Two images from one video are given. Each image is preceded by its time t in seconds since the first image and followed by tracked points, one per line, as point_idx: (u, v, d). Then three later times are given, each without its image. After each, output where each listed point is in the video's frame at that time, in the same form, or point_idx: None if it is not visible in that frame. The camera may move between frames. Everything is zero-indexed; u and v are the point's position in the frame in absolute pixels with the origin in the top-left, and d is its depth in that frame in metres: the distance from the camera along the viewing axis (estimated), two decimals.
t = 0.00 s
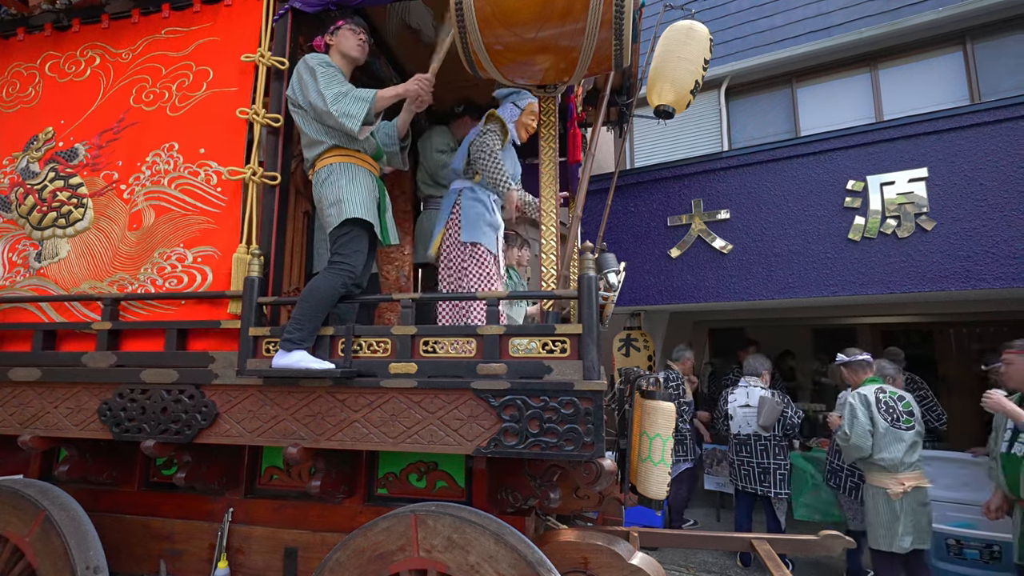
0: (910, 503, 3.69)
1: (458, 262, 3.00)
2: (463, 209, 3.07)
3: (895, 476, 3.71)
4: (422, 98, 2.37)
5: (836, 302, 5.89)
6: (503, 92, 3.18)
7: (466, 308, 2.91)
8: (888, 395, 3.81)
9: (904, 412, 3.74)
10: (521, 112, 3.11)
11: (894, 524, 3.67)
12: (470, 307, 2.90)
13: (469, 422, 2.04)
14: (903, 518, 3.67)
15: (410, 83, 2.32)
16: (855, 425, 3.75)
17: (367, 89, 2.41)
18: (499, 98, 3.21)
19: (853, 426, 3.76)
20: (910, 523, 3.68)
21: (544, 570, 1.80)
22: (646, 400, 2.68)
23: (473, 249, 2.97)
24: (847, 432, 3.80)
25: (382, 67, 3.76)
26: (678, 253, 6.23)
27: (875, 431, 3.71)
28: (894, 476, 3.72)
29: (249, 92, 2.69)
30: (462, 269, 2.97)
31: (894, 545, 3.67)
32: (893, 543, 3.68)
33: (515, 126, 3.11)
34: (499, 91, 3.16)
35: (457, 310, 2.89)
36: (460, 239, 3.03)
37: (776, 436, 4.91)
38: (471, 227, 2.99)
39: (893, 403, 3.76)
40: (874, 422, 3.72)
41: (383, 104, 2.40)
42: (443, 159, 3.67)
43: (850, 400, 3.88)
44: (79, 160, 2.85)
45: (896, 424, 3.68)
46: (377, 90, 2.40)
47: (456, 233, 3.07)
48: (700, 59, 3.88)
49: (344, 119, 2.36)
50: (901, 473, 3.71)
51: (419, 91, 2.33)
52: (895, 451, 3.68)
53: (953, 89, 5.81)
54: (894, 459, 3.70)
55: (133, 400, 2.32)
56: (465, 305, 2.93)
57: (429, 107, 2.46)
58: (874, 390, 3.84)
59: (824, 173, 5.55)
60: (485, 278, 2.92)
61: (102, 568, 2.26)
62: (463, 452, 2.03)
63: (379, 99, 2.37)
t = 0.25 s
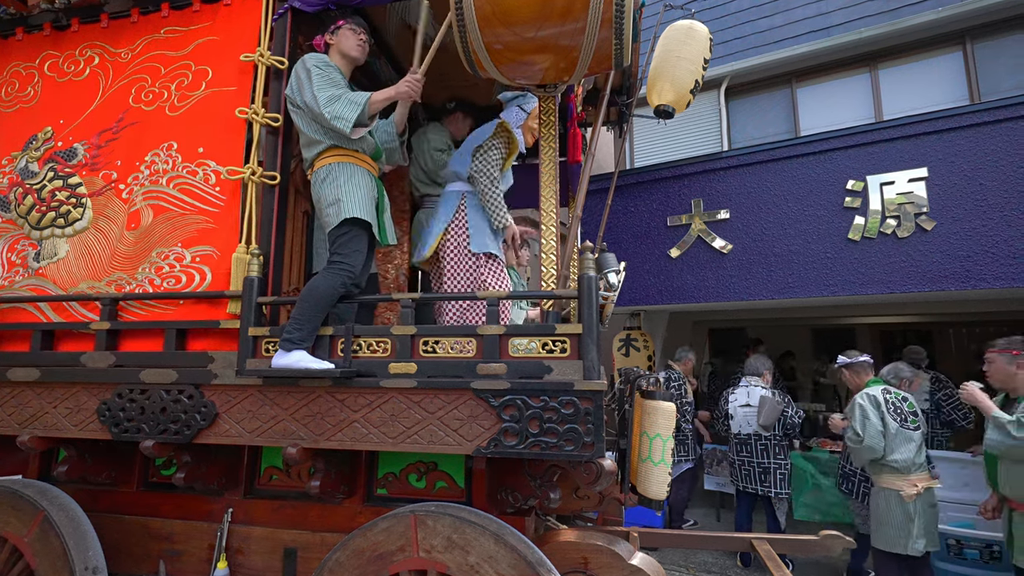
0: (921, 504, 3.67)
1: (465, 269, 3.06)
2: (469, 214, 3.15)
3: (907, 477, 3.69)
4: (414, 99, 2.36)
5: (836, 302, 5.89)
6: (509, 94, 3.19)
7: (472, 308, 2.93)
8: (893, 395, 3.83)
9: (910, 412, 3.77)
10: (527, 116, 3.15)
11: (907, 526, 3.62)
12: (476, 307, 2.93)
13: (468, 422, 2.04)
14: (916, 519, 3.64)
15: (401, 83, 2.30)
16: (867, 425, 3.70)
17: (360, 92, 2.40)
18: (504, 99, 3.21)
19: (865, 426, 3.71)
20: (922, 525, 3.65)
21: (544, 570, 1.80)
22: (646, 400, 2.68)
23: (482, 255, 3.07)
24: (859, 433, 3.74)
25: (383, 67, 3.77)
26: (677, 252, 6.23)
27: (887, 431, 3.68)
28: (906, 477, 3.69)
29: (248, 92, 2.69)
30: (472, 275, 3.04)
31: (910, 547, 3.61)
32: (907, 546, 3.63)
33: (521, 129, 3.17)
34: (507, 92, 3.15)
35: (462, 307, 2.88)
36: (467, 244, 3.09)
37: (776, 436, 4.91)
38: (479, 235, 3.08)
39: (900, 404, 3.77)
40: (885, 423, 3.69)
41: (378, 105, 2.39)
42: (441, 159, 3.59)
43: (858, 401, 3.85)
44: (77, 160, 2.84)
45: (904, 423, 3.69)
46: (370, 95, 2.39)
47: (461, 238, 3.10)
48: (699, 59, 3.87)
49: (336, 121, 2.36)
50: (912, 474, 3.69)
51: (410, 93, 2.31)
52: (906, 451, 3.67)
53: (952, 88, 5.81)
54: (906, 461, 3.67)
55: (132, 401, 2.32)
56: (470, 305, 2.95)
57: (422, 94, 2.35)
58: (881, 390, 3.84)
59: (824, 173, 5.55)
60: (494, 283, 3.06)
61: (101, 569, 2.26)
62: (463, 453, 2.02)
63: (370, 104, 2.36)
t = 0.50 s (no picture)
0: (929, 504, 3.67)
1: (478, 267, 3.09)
2: (477, 209, 3.22)
3: (917, 478, 3.68)
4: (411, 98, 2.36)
5: (836, 302, 5.89)
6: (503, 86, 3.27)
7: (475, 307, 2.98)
8: (899, 395, 3.83)
9: (916, 412, 3.77)
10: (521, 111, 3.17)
11: (915, 526, 3.63)
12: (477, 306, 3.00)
13: (468, 423, 2.03)
14: (925, 520, 3.63)
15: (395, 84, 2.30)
16: (876, 426, 3.70)
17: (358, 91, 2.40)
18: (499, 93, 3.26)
19: (874, 427, 3.71)
20: (931, 525, 3.65)
21: (544, 570, 1.80)
22: (646, 400, 2.68)
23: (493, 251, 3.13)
24: (868, 434, 3.74)
25: (382, 68, 3.77)
26: (677, 252, 6.23)
27: (896, 432, 3.68)
28: (915, 478, 3.68)
29: (247, 91, 2.68)
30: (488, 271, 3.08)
31: (917, 548, 3.61)
32: (915, 546, 3.62)
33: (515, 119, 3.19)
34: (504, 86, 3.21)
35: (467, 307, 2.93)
36: (478, 240, 3.15)
37: (776, 435, 4.91)
38: (487, 231, 3.16)
39: (907, 403, 3.78)
40: (893, 423, 3.69)
41: (376, 104, 2.39)
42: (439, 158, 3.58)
43: (865, 401, 3.85)
44: (76, 159, 2.84)
45: (912, 423, 3.69)
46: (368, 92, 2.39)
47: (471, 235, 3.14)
48: (699, 59, 3.88)
49: (334, 121, 2.36)
50: (921, 474, 3.68)
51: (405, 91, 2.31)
52: (915, 452, 3.66)
53: (952, 88, 5.81)
54: (915, 461, 3.66)
55: (132, 400, 2.31)
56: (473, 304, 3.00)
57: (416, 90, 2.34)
58: (886, 391, 3.85)
59: (824, 173, 5.55)
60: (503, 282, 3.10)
61: (101, 569, 2.26)
62: (463, 452, 2.02)
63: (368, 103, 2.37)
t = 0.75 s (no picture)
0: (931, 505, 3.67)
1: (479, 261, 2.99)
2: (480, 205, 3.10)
3: (919, 479, 3.69)
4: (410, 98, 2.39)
5: (835, 301, 5.89)
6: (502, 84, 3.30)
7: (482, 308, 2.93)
8: (904, 396, 3.85)
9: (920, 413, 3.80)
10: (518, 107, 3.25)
11: (915, 526, 3.62)
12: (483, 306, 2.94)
13: (467, 422, 2.03)
14: (926, 520, 3.63)
15: (395, 85, 2.34)
16: (881, 426, 3.71)
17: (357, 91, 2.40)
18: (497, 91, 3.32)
19: (879, 427, 3.72)
20: (931, 526, 3.65)
21: (544, 570, 1.80)
22: (645, 400, 2.68)
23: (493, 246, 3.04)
24: (873, 434, 3.75)
25: (382, 67, 3.77)
26: (676, 252, 6.23)
27: (900, 433, 3.69)
28: (918, 478, 3.69)
29: (246, 91, 2.68)
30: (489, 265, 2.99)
31: (917, 548, 3.60)
32: (914, 546, 3.62)
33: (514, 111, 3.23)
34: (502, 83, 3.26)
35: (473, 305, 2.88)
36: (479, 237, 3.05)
37: (778, 435, 4.91)
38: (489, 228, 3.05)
39: (912, 404, 3.79)
40: (898, 424, 3.71)
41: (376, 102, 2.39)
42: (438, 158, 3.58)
43: (870, 401, 3.86)
44: (75, 159, 2.84)
45: (917, 425, 3.71)
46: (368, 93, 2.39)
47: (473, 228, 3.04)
48: (698, 59, 3.88)
49: (332, 121, 2.36)
50: (924, 475, 3.69)
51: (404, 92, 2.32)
52: (919, 453, 3.68)
53: (951, 89, 5.82)
54: (919, 462, 3.67)
55: (130, 400, 2.31)
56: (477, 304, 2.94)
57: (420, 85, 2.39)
58: (892, 391, 3.86)
59: (823, 173, 5.55)
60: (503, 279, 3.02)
61: (100, 569, 2.26)
62: (463, 452, 2.02)
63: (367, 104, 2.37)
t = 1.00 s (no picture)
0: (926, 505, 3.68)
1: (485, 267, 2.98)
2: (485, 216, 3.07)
3: (915, 479, 3.70)
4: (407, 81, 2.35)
5: (834, 301, 5.89)
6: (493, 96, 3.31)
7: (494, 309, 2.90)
8: (901, 398, 3.86)
9: (918, 413, 3.80)
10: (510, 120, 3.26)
11: (910, 527, 3.63)
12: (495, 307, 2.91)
13: (466, 422, 2.03)
14: (921, 521, 3.64)
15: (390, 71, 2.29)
16: (877, 427, 3.72)
17: (358, 88, 2.40)
18: (488, 104, 3.32)
19: (874, 429, 3.74)
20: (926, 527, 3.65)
21: (543, 570, 1.80)
22: (643, 399, 2.67)
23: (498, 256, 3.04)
24: (869, 435, 3.77)
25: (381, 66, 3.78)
26: (675, 252, 6.23)
27: (896, 434, 3.70)
28: (914, 479, 3.70)
29: (246, 90, 2.68)
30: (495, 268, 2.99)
31: (912, 548, 3.60)
32: (909, 547, 3.62)
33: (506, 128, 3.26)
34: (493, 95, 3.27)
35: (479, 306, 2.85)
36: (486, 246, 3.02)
37: (782, 435, 4.93)
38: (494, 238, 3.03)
39: (909, 405, 3.80)
40: (894, 425, 3.72)
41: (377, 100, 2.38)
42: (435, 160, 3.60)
43: (865, 403, 3.87)
44: (74, 159, 2.83)
45: (913, 426, 3.72)
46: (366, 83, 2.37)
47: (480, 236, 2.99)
48: (698, 59, 3.88)
49: (337, 116, 2.35)
50: (920, 476, 3.70)
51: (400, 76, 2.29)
52: (915, 454, 3.69)
53: (950, 89, 5.82)
54: (915, 463, 3.68)
55: (129, 400, 2.31)
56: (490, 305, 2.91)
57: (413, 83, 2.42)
58: (889, 392, 3.87)
59: (822, 173, 5.56)
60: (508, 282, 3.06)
61: (99, 569, 2.26)
62: (462, 452, 2.02)
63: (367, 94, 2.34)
